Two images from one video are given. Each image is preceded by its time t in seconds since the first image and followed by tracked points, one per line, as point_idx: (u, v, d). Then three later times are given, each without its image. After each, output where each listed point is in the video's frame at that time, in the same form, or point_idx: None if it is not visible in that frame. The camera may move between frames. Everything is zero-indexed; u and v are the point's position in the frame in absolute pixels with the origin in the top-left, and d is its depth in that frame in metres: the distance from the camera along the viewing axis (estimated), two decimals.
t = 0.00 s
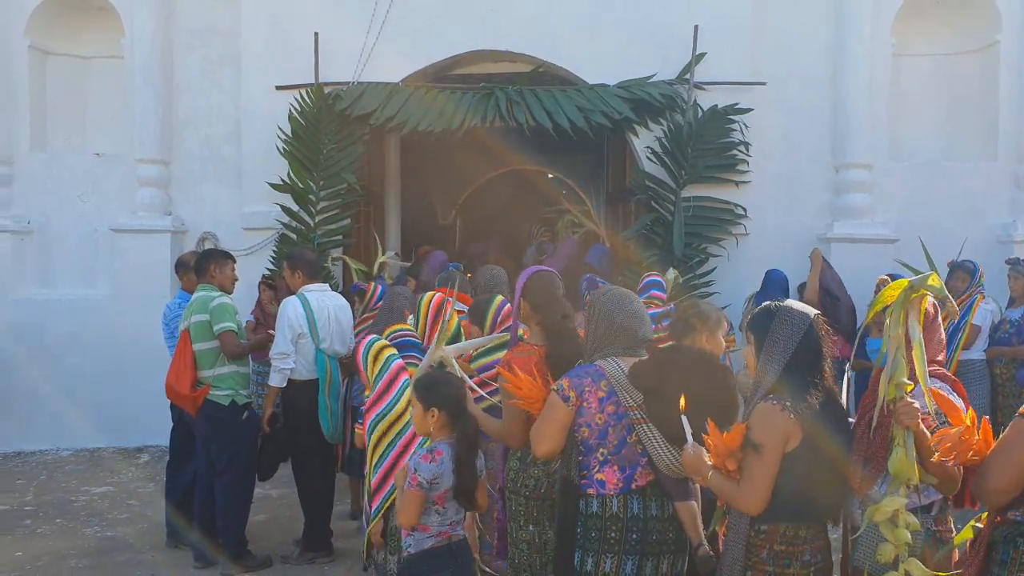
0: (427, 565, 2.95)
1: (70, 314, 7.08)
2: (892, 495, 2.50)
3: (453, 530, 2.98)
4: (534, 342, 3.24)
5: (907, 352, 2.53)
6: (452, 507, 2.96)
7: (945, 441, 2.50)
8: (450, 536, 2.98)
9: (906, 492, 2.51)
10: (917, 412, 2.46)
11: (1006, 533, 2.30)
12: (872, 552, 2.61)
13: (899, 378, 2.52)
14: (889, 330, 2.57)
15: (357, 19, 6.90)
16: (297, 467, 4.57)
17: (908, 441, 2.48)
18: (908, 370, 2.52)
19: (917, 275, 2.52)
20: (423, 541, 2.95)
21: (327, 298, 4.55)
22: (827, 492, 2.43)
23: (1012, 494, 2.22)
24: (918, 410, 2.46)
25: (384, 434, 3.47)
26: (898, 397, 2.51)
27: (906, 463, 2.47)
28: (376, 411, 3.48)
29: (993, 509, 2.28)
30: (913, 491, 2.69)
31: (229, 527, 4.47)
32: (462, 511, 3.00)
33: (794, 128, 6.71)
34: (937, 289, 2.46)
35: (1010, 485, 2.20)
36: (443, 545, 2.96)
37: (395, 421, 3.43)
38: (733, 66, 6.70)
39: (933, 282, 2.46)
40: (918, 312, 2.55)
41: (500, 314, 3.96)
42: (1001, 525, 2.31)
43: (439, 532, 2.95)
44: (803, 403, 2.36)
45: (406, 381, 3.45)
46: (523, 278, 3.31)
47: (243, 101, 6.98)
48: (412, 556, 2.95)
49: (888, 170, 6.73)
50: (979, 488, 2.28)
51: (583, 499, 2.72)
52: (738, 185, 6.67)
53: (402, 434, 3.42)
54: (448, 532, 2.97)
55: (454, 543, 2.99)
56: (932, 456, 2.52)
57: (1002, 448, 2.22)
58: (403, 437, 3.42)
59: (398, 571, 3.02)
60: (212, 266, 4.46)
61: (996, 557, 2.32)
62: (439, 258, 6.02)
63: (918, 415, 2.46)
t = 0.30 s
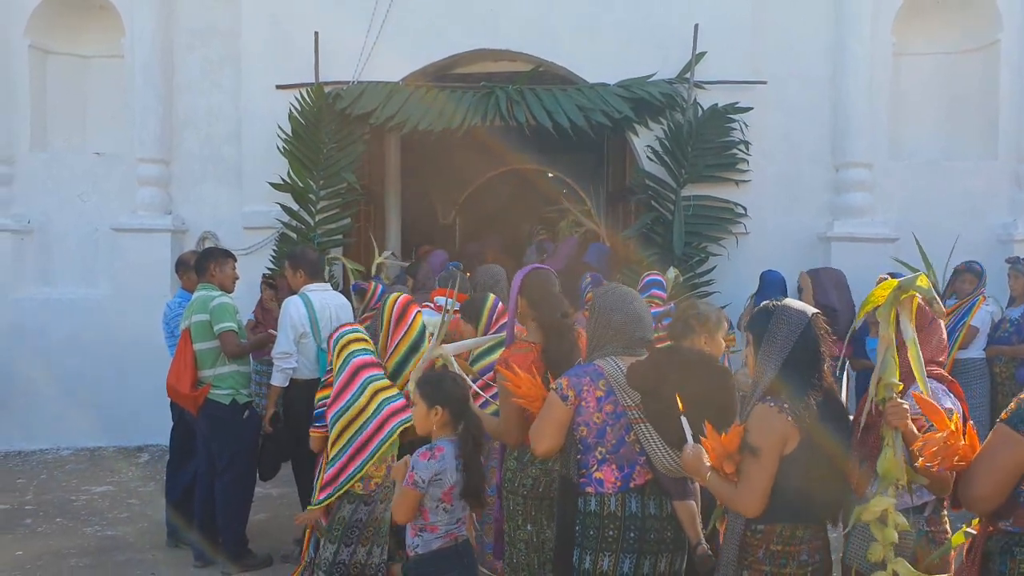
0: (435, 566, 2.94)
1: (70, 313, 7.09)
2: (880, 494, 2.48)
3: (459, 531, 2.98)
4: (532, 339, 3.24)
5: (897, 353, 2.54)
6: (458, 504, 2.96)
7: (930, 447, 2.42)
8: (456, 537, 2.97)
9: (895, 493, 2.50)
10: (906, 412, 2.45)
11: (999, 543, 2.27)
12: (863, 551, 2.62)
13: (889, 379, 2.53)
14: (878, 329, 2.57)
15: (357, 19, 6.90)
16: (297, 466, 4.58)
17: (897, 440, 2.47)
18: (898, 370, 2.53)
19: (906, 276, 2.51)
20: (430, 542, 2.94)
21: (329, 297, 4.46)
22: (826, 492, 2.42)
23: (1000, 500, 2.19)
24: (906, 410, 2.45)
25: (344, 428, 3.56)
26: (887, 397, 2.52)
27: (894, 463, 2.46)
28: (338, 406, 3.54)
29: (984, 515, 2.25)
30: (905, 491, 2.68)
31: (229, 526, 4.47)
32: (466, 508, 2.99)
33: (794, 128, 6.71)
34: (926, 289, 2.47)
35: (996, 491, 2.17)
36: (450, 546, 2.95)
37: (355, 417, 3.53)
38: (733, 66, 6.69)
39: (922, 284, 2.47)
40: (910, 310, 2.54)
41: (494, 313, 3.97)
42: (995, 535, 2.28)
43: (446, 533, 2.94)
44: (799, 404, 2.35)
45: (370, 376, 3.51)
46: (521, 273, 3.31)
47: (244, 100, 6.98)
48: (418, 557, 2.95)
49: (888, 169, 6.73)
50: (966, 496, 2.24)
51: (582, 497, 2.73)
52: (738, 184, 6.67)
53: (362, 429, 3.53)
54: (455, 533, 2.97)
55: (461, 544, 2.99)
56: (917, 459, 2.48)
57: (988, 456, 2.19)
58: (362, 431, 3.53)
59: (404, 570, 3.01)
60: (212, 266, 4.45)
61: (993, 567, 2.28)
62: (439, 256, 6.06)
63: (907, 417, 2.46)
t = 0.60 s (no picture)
0: (440, 566, 2.95)
1: (71, 312, 7.10)
2: (868, 492, 2.47)
3: (463, 530, 2.99)
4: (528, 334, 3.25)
5: (887, 353, 2.53)
6: (463, 503, 2.96)
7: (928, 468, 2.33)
8: (461, 536, 2.98)
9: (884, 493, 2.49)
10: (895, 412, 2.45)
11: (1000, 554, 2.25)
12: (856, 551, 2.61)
13: (879, 379, 2.52)
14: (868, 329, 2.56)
15: (358, 18, 6.90)
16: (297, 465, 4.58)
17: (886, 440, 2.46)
18: (888, 371, 2.52)
19: (896, 277, 2.52)
20: (436, 542, 2.95)
21: (331, 295, 4.16)
22: (825, 493, 2.42)
23: (1000, 516, 2.15)
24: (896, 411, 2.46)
25: (299, 425, 3.54)
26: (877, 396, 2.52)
27: (884, 462, 2.44)
28: (299, 400, 3.51)
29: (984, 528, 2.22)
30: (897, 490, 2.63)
31: (229, 526, 4.48)
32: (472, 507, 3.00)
33: (795, 127, 6.71)
34: (915, 288, 2.48)
35: (996, 507, 2.13)
36: (454, 546, 2.96)
37: (311, 417, 3.51)
38: (733, 66, 6.70)
39: (912, 283, 2.47)
40: (901, 311, 2.52)
41: (479, 312, 3.95)
42: (996, 547, 2.26)
43: (451, 532, 2.95)
44: (797, 404, 2.34)
45: (334, 378, 3.52)
46: (519, 270, 3.29)
47: (244, 99, 6.98)
48: (422, 557, 2.96)
49: (890, 168, 6.72)
50: (967, 510, 2.21)
51: (582, 496, 2.73)
52: (739, 183, 6.67)
53: (313, 433, 3.53)
54: (460, 532, 2.97)
55: (465, 543, 2.99)
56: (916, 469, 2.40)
57: (986, 471, 2.15)
58: (315, 432, 3.53)
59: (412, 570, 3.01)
60: (217, 265, 4.46)
61: None
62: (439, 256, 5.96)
63: (896, 416, 2.47)
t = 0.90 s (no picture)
0: (434, 564, 2.91)
1: (72, 311, 7.10)
2: (861, 492, 2.47)
3: (460, 529, 2.95)
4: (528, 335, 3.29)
5: (875, 352, 2.48)
6: (458, 502, 2.94)
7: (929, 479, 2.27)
8: (457, 535, 2.94)
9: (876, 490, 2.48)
10: (885, 410, 2.43)
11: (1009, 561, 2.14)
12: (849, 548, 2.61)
13: (868, 378, 2.46)
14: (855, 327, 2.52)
15: (358, 17, 6.90)
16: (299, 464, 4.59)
17: (875, 439, 2.44)
18: (877, 369, 2.46)
19: (881, 274, 2.49)
20: (430, 540, 2.92)
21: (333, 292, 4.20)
22: (826, 490, 2.42)
23: (1006, 526, 2.06)
24: (886, 409, 2.43)
25: (249, 424, 3.27)
26: (866, 395, 2.46)
27: (874, 460, 2.44)
28: (249, 397, 3.26)
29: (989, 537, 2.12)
30: (893, 490, 2.64)
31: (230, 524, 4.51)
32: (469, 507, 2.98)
33: (796, 125, 6.71)
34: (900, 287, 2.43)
35: (1000, 517, 2.04)
36: (449, 545, 2.92)
37: (258, 416, 3.24)
38: (734, 64, 6.70)
39: (896, 282, 2.42)
40: (888, 309, 2.48)
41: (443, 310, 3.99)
42: (1004, 554, 2.14)
43: (446, 531, 2.92)
44: (796, 403, 2.34)
45: (283, 376, 3.25)
46: (520, 269, 3.31)
47: (245, 98, 6.98)
48: (419, 556, 2.93)
49: (890, 166, 6.71)
50: (971, 518, 2.12)
51: (584, 494, 2.73)
52: (740, 181, 6.67)
53: (261, 430, 3.25)
54: (455, 531, 2.94)
55: (462, 541, 2.95)
56: (917, 480, 2.36)
57: (991, 478, 2.06)
58: (263, 430, 3.25)
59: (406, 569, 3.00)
60: (223, 264, 4.46)
61: None
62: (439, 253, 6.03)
63: (887, 416, 2.44)
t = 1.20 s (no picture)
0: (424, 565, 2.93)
1: (73, 311, 7.10)
2: (856, 492, 2.45)
3: (446, 532, 2.97)
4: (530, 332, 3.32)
5: (868, 352, 2.47)
6: (442, 506, 2.93)
7: (934, 484, 2.27)
8: (444, 539, 2.96)
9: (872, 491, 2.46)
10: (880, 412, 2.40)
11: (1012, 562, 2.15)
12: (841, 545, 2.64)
13: (862, 379, 2.45)
14: (848, 328, 2.53)
15: (359, 16, 6.90)
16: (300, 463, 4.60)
17: (870, 440, 2.43)
18: (871, 369, 2.46)
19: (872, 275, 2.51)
20: (415, 542, 2.93)
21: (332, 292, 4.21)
22: (824, 488, 2.43)
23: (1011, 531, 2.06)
24: (880, 412, 2.41)
25: (214, 421, 3.35)
26: (860, 395, 2.44)
27: (869, 462, 2.42)
28: (215, 395, 3.36)
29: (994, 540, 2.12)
30: (891, 489, 2.62)
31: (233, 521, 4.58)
32: (458, 510, 2.98)
33: (797, 124, 6.70)
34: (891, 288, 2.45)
35: (1006, 522, 2.04)
36: (436, 547, 2.94)
37: (221, 413, 3.33)
38: (735, 63, 6.70)
39: (886, 282, 2.45)
40: (879, 310, 2.49)
41: (405, 307, 3.95)
42: (1006, 556, 2.14)
43: (430, 534, 2.93)
44: (794, 403, 2.35)
45: (247, 373, 3.35)
46: (527, 269, 3.37)
47: (246, 98, 6.99)
48: (403, 558, 2.93)
49: (892, 165, 6.71)
50: (975, 521, 2.12)
51: (583, 493, 2.72)
52: (741, 180, 6.66)
53: (226, 426, 3.33)
54: (441, 534, 2.96)
55: (448, 546, 2.98)
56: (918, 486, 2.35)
57: (996, 483, 2.05)
58: (228, 427, 3.33)
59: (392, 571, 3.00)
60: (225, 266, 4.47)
61: None
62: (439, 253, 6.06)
63: (881, 416, 2.41)
